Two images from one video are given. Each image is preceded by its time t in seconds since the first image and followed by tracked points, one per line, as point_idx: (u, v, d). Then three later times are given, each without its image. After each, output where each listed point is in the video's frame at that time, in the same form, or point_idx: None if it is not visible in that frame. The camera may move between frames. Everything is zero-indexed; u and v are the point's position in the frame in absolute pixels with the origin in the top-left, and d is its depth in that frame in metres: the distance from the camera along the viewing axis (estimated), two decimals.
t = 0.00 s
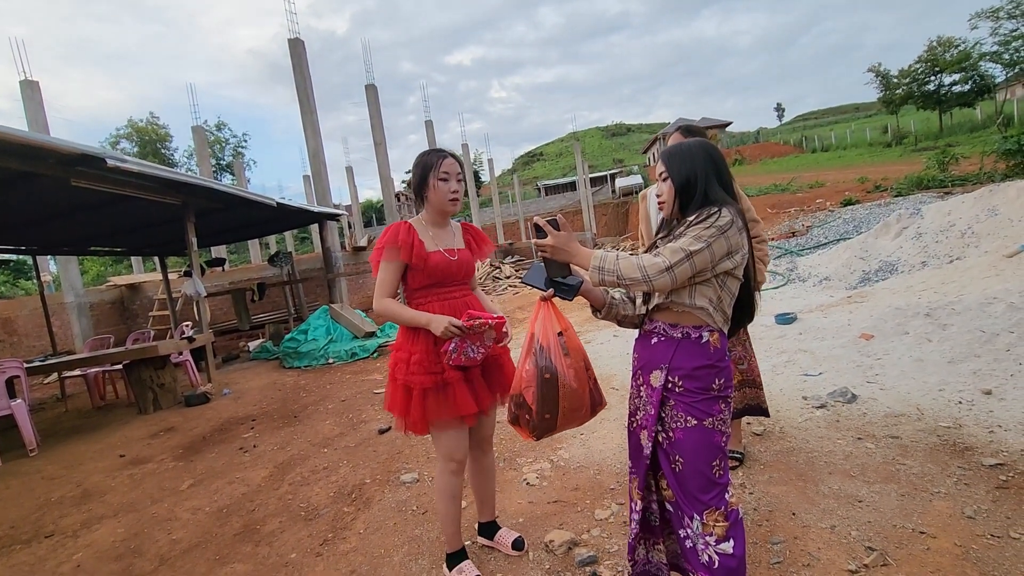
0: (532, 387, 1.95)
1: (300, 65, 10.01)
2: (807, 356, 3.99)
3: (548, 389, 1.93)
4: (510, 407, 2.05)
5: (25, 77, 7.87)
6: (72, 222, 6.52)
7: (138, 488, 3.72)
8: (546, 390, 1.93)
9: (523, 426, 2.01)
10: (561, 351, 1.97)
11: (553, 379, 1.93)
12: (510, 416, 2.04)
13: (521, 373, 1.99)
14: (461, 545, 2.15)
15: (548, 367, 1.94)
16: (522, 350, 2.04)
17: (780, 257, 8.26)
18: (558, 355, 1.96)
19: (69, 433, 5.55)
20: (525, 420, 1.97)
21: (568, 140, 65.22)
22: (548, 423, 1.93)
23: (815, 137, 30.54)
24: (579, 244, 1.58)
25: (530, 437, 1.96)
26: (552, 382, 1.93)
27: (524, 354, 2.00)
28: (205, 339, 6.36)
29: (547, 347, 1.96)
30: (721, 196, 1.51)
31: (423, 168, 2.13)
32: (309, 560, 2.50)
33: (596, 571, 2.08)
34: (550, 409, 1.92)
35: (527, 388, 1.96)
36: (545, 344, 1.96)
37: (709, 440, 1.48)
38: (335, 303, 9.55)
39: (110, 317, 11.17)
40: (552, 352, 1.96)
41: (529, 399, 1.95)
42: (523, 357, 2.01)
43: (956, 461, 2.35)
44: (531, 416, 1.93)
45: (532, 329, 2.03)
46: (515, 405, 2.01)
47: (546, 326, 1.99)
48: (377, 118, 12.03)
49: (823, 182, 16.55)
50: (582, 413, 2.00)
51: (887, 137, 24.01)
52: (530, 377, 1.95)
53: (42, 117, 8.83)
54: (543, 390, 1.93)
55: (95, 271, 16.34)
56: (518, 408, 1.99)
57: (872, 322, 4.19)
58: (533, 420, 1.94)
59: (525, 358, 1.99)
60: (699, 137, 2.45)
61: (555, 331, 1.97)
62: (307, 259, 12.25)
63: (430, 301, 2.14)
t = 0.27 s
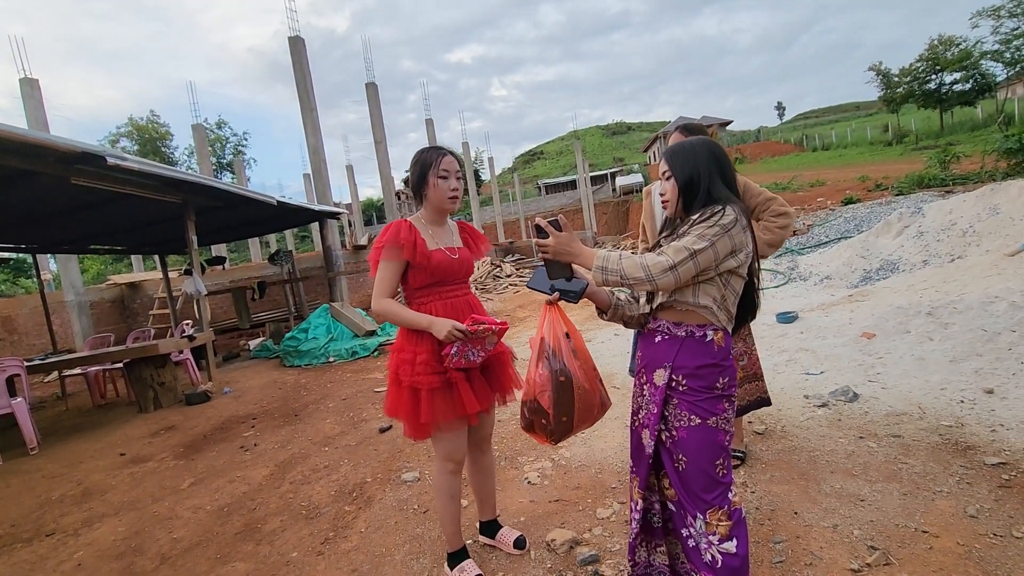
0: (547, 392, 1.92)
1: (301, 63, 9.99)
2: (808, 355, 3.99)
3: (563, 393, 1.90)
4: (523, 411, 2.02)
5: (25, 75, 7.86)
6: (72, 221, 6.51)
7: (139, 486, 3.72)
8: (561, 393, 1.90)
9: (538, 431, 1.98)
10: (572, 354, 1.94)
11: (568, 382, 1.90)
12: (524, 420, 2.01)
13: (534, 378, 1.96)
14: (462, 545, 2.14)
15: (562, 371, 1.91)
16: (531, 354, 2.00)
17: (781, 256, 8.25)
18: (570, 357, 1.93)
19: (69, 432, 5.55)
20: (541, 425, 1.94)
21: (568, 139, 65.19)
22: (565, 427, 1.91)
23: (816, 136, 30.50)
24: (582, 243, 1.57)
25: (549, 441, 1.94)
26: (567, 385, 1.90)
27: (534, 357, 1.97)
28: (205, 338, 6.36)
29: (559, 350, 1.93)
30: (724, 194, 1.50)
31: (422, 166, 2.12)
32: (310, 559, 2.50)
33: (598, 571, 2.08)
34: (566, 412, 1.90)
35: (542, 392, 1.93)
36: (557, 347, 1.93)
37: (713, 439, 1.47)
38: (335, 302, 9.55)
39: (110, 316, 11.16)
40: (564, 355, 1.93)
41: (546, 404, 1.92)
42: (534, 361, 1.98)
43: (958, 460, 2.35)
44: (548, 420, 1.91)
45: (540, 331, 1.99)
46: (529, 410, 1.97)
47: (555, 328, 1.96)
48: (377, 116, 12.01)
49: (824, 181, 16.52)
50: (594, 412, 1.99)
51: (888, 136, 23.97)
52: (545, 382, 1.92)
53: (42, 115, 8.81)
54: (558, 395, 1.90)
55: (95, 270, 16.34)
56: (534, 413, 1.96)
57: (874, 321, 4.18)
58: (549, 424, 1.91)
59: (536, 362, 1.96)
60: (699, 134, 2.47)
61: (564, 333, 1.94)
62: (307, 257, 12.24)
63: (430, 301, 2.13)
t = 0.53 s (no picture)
0: (554, 399, 1.88)
1: (301, 61, 9.97)
2: (811, 353, 3.98)
3: (571, 401, 1.87)
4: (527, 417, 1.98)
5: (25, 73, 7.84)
6: (72, 218, 6.50)
7: (140, 484, 3.72)
8: (568, 401, 1.87)
9: (543, 439, 1.94)
10: (578, 361, 1.91)
11: (576, 390, 1.87)
12: (529, 427, 1.97)
13: (539, 386, 1.92)
14: (464, 543, 2.14)
15: (568, 378, 1.88)
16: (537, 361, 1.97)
17: (782, 254, 8.23)
18: (576, 364, 1.91)
19: (70, 430, 5.55)
20: (547, 433, 1.91)
21: (569, 137, 65.14)
22: (571, 434, 1.87)
23: (817, 134, 30.45)
24: (586, 241, 1.56)
25: (554, 448, 1.90)
26: (574, 393, 1.87)
27: (540, 364, 1.94)
28: (205, 336, 6.35)
29: (566, 357, 1.90)
30: (729, 191, 1.49)
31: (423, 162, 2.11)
32: (312, 557, 2.50)
33: (600, 570, 2.07)
34: (573, 419, 1.87)
35: (548, 399, 1.89)
36: (564, 354, 1.90)
37: (718, 437, 1.46)
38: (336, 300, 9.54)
39: (111, 314, 11.16)
40: (571, 362, 1.90)
41: (552, 411, 1.88)
42: (540, 368, 1.94)
43: (961, 459, 2.34)
44: (555, 427, 1.87)
45: (546, 338, 1.96)
46: (535, 417, 1.93)
47: (562, 334, 1.92)
48: (378, 114, 11.99)
49: (825, 179, 16.49)
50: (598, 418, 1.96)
51: (889, 134, 23.93)
52: (552, 390, 1.89)
53: (42, 113, 8.79)
54: (566, 403, 1.87)
55: (95, 268, 16.33)
56: (540, 420, 1.92)
57: (876, 319, 4.17)
58: (556, 432, 1.87)
59: (542, 369, 1.92)
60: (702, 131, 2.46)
61: (571, 339, 1.90)
62: (308, 255, 12.24)
63: (432, 299, 2.12)
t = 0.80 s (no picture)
0: (552, 404, 1.88)
1: (301, 59, 9.95)
2: (811, 351, 3.98)
3: (570, 406, 1.86)
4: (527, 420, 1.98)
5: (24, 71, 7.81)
6: (73, 216, 6.50)
7: (141, 482, 3.73)
8: (567, 405, 1.86)
9: (542, 442, 1.93)
10: (579, 366, 1.90)
11: (575, 395, 1.87)
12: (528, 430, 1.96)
13: (539, 389, 1.91)
14: (464, 541, 2.14)
15: (568, 383, 1.87)
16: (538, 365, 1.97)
17: (783, 252, 8.22)
18: (577, 368, 1.90)
19: (71, 428, 5.55)
20: (546, 437, 1.90)
21: (569, 136, 65.08)
22: (568, 439, 1.86)
23: (817, 132, 30.41)
24: (588, 239, 1.55)
25: (551, 452, 1.90)
26: (573, 399, 1.87)
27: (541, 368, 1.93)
28: (205, 334, 6.35)
29: (567, 362, 1.89)
30: (732, 187, 1.49)
31: (424, 162, 2.10)
32: (312, 555, 2.49)
33: (601, 568, 2.07)
34: (571, 424, 1.86)
35: (547, 404, 1.89)
36: (563, 359, 1.89)
37: (721, 435, 1.46)
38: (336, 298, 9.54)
39: (111, 312, 11.16)
40: (572, 367, 1.89)
41: (551, 415, 1.88)
42: (541, 371, 1.94)
43: (963, 458, 2.33)
44: (553, 432, 1.86)
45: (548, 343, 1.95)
46: (534, 420, 1.93)
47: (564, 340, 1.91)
48: (378, 112, 11.97)
49: (826, 177, 16.47)
50: (598, 423, 1.95)
51: (890, 132, 23.89)
52: (551, 394, 1.88)
53: (42, 111, 8.78)
54: (565, 407, 1.86)
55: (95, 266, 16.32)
56: (539, 423, 1.91)
57: (878, 317, 4.16)
58: (555, 436, 1.86)
59: (543, 373, 1.92)
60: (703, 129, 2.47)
61: (573, 344, 1.89)
62: (308, 254, 12.23)
63: (433, 299, 2.11)
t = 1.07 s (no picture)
0: (554, 409, 1.88)
1: (302, 57, 9.94)
2: (813, 350, 3.98)
3: (572, 412, 1.85)
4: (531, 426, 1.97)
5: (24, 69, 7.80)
6: (73, 214, 6.49)
7: (142, 480, 3.73)
8: (568, 411, 1.85)
9: (546, 447, 1.94)
10: (584, 373, 1.88)
11: (576, 401, 1.85)
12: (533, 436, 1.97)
13: (542, 395, 1.92)
14: (466, 539, 2.14)
15: (571, 389, 1.86)
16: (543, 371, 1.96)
17: (784, 251, 8.22)
18: (581, 375, 1.88)
19: (72, 426, 5.55)
20: (549, 441, 1.90)
21: (569, 134, 65.03)
22: (571, 445, 1.86)
23: (818, 131, 30.38)
24: (592, 236, 1.55)
25: (555, 458, 1.90)
26: (575, 405, 1.85)
27: (545, 374, 1.93)
28: (206, 332, 6.34)
29: (570, 368, 1.88)
30: (734, 185, 1.48)
31: (424, 163, 2.10)
32: (314, 553, 2.50)
33: (603, 566, 2.07)
34: (573, 430, 1.85)
35: (549, 409, 1.89)
36: (566, 364, 1.88)
37: (724, 433, 1.46)
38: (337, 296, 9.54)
39: (112, 310, 11.16)
40: (574, 373, 1.87)
41: (552, 421, 1.88)
42: (545, 377, 1.94)
43: (965, 456, 2.33)
44: (555, 437, 1.87)
45: (554, 349, 1.94)
46: (538, 425, 1.93)
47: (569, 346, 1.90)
48: (378, 110, 11.96)
49: (827, 176, 16.46)
50: (605, 430, 1.92)
51: (891, 131, 23.87)
52: (553, 399, 1.88)
53: (42, 108, 8.77)
54: (566, 413, 1.85)
55: (96, 265, 16.31)
56: (542, 428, 1.92)
57: (880, 316, 4.16)
58: (559, 442, 1.86)
59: (547, 378, 1.92)
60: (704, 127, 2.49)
61: (577, 350, 1.88)
62: (308, 252, 12.23)
63: (433, 297, 2.11)
